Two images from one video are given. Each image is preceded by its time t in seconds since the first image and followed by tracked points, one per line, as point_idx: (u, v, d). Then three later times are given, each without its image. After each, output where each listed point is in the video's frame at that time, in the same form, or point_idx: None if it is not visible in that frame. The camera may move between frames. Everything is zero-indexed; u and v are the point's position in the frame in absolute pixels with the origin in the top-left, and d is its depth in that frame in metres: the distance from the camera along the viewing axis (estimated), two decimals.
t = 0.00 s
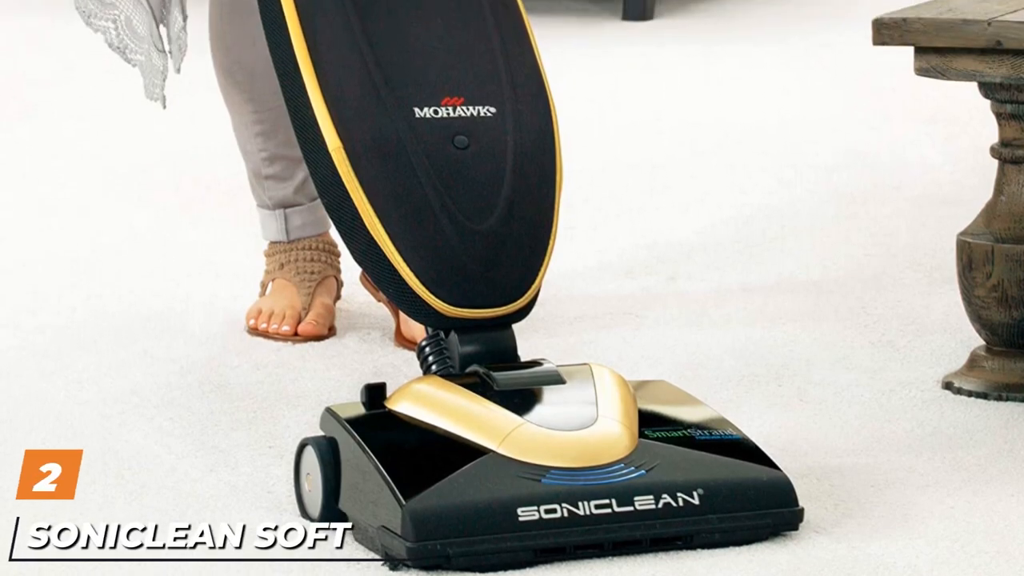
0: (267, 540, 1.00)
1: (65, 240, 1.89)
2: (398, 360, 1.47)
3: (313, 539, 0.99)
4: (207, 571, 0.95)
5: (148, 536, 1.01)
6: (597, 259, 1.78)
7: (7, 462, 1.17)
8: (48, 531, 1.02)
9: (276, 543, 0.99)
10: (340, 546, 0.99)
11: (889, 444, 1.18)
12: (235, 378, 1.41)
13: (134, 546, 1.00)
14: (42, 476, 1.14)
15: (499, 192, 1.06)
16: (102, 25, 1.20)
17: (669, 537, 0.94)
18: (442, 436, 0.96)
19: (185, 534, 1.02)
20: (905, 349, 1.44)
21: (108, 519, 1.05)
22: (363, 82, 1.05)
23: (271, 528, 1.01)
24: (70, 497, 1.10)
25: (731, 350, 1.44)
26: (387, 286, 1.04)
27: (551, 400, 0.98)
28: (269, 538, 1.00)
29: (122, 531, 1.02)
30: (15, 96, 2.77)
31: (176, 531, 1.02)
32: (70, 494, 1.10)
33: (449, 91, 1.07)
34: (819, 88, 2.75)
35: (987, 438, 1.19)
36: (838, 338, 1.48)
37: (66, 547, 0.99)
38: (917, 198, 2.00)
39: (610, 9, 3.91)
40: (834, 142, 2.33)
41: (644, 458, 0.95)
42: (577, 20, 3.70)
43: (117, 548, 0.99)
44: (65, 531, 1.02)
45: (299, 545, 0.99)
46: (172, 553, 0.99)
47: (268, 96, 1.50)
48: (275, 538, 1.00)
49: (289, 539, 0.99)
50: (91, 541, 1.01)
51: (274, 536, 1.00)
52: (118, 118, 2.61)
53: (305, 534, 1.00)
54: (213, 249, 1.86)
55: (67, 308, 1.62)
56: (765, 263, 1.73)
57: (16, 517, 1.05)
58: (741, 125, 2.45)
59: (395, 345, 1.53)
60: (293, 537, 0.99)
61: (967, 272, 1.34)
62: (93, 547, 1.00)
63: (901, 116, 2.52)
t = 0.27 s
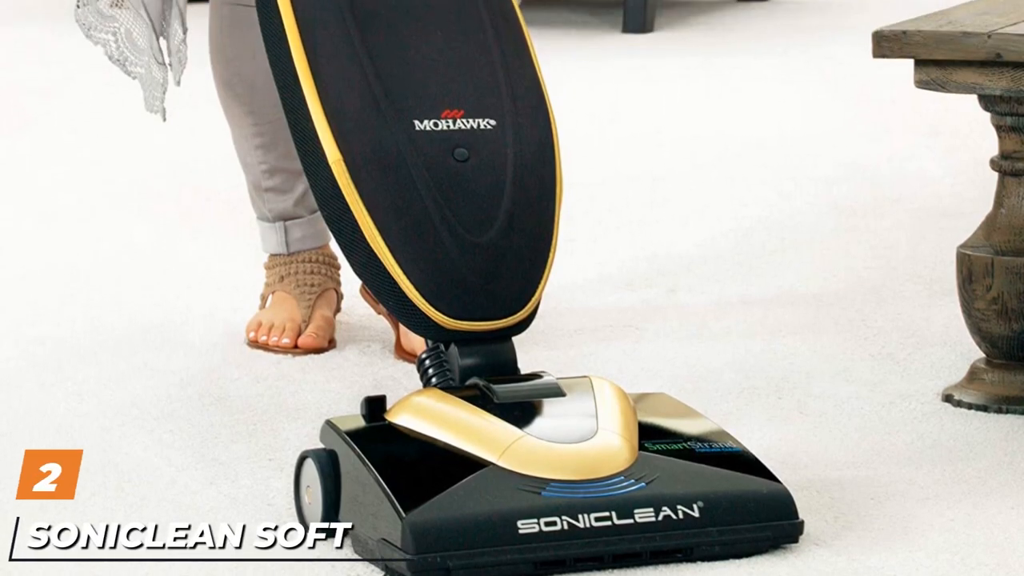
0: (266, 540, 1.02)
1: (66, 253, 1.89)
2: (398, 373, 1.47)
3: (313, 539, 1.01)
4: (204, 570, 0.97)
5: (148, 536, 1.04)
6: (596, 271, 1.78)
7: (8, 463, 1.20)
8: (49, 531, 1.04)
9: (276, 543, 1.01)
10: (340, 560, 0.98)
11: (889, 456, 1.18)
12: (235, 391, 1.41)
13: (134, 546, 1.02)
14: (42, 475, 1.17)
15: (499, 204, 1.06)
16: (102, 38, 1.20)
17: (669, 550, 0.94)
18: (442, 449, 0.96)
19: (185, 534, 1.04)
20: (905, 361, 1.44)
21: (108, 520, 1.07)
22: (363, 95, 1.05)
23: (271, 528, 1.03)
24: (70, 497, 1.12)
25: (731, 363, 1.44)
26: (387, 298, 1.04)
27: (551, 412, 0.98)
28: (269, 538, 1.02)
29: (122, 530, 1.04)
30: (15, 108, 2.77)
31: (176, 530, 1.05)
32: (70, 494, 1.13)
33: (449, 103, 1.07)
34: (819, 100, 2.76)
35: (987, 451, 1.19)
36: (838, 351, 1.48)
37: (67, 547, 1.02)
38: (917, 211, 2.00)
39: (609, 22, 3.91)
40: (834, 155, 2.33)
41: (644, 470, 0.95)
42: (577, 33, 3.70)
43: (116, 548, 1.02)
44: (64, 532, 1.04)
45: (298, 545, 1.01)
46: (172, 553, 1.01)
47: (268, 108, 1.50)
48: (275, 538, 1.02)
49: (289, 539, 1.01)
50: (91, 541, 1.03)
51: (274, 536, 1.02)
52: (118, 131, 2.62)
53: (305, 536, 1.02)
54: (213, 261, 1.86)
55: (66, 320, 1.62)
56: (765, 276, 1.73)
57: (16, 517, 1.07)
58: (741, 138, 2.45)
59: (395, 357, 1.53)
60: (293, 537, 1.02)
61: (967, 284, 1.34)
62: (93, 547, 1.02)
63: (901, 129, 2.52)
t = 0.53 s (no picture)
0: (267, 540, 1.03)
1: (66, 266, 1.89)
2: (398, 386, 1.47)
3: (313, 539, 1.01)
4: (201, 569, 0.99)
5: (148, 536, 1.06)
6: (596, 284, 1.78)
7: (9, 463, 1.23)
8: (48, 531, 1.06)
9: (276, 543, 1.02)
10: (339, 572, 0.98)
11: (889, 469, 1.18)
12: (235, 404, 1.41)
13: (133, 545, 1.04)
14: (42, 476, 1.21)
15: (499, 217, 1.06)
16: (102, 50, 1.20)
17: (669, 562, 0.93)
18: (442, 461, 0.96)
19: (185, 534, 1.06)
20: (905, 374, 1.44)
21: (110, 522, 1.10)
22: (363, 107, 1.06)
23: (271, 528, 1.04)
24: (70, 497, 1.15)
25: (731, 376, 1.43)
26: (387, 310, 1.04)
27: (551, 425, 0.98)
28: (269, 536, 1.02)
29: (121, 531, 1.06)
30: (15, 121, 2.77)
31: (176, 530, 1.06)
32: (71, 494, 1.16)
33: (449, 116, 1.07)
34: (818, 113, 2.76)
35: (987, 463, 1.19)
36: (838, 363, 1.48)
37: (66, 547, 1.03)
38: (917, 224, 2.00)
39: (609, 34, 3.92)
40: (834, 167, 2.33)
41: (644, 483, 0.95)
42: (577, 45, 3.71)
43: (116, 549, 1.03)
44: (64, 532, 1.06)
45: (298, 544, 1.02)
46: (171, 553, 1.03)
47: (268, 121, 1.50)
48: (275, 538, 1.03)
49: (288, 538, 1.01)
50: (91, 541, 1.04)
51: (274, 535, 1.03)
52: (118, 143, 2.62)
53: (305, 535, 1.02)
54: (213, 274, 1.86)
55: (67, 333, 1.62)
56: (765, 288, 1.73)
57: (16, 517, 1.10)
58: (741, 151, 2.45)
59: (395, 370, 1.53)
60: (294, 537, 1.02)
61: (967, 296, 1.34)
62: (93, 547, 1.04)
63: (900, 141, 2.52)
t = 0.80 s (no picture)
0: (266, 540, 1.06)
1: (66, 279, 1.89)
2: (398, 399, 1.47)
3: (313, 540, 1.00)
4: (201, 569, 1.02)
5: (148, 536, 1.08)
6: (596, 296, 1.78)
7: (11, 462, 1.26)
8: (48, 531, 1.09)
9: (275, 543, 1.05)
10: None
11: (889, 481, 1.17)
12: (235, 416, 1.41)
13: (133, 545, 1.07)
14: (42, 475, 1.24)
15: (499, 229, 1.06)
16: (102, 63, 1.22)
17: None
18: (442, 474, 0.96)
19: (186, 534, 1.09)
20: (905, 387, 1.44)
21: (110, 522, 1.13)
22: (363, 120, 1.06)
23: (272, 527, 1.06)
24: (70, 497, 1.18)
25: (731, 389, 1.43)
26: (387, 323, 1.04)
27: (551, 438, 0.98)
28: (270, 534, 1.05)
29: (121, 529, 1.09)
30: (16, 134, 2.77)
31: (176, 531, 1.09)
32: (71, 494, 1.19)
33: (449, 128, 1.07)
34: (818, 126, 2.76)
35: (987, 476, 1.19)
36: (838, 376, 1.48)
37: (67, 547, 1.06)
38: (917, 237, 2.00)
39: (609, 47, 3.93)
40: (834, 180, 2.33)
41: (644, 496, 0.95)
42: (577, 58, 3.71)
43: (116, 548, 1.06)
44: (65, 531, 1.08)
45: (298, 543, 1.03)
46: (172, 553, 1.06)
47: (268, 133, 1.50)
48: (275, 538, 1.05)
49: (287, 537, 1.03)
50: (91, 541, 1.07)
51: (274, 535, 1.06)
52: (119, 156, 2.62)
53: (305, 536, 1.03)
54: (214, 287, 1.86)
55: (67, 346, 1.62)
56: (765, 301, 1.73)
57: (16, 517, 1.13)
58: (741, 163, 2.45)
59: (395, 383, 1.53)
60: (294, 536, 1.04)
61: (967, 309, 1.34)
62: (93, 547, 1.06)
63: (900, 154, 2.52)
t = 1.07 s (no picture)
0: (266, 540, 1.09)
1: (66, 291, 1.89)
2: (398, 411, 1.47)
3: (313, 539, 1.01)
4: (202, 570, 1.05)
5: (148, 537, 1.12)
6: (596, 309, 1.78)
7: (12, 462, 1.30)
8: (49, 530, 1.12)
9: (275, 542, 1.09)
10: None
11: (889, 494, 1.17)
12: (235, 429, 1.41)
13: (134, 546, 1.10)
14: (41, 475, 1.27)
15: (499, 242, 1.06)
16: (102, 76, 1.24)
17: None
18: (442, 487, 0.95)
19: (186, 534, 1.12)
20: (905, 399, 1.44)
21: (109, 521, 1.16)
22: (363, 133, 1.06)
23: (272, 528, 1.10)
24: (70, 497, 1.21)
25: (731, 401, 1.43)
26: (387, 336, 1.04)
27: (551, 450, 0.97)
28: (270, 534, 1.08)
29: (120, 528, 1.12)
30: (16, 147, 2.77)
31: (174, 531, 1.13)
32: (71, 494, 1.22)
33: (449, 141, 1.07)
34: (818, 138, 2.76)
35: (987, 489, 1.18)
36: (838, 388, 1.47)
37: (67, 547, 1.10)
38: (917, 249, 2.00)
39: (609, 59, 3.93)
40: (834, 193, 2.33)
41: (644, 508, 0.95)
42: (577, 70, 3.71)
43: (116, 548, 1.10)
44: (64, 532, 1.12)
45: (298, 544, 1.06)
46: (172, 553, 1.09)
47: (268, 146, 1.50)
48: (275, 538, 1.09)
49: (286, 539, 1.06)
50: (90, 540, 1.11)
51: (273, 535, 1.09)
52: (119, 169, 2.62)
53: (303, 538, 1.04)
54: (214, 299, 1.86)
55: (67, 359, 1.62)
56: (765, 314, 1.73)
57: (15, 517, 1.16)
58: (741, 176, 2.45)
59: (395, 395, 1.53)
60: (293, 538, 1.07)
61: (967, 321, 1.33)
62: (93, 546, 1.10)
63: (900, 166, 2.53)
